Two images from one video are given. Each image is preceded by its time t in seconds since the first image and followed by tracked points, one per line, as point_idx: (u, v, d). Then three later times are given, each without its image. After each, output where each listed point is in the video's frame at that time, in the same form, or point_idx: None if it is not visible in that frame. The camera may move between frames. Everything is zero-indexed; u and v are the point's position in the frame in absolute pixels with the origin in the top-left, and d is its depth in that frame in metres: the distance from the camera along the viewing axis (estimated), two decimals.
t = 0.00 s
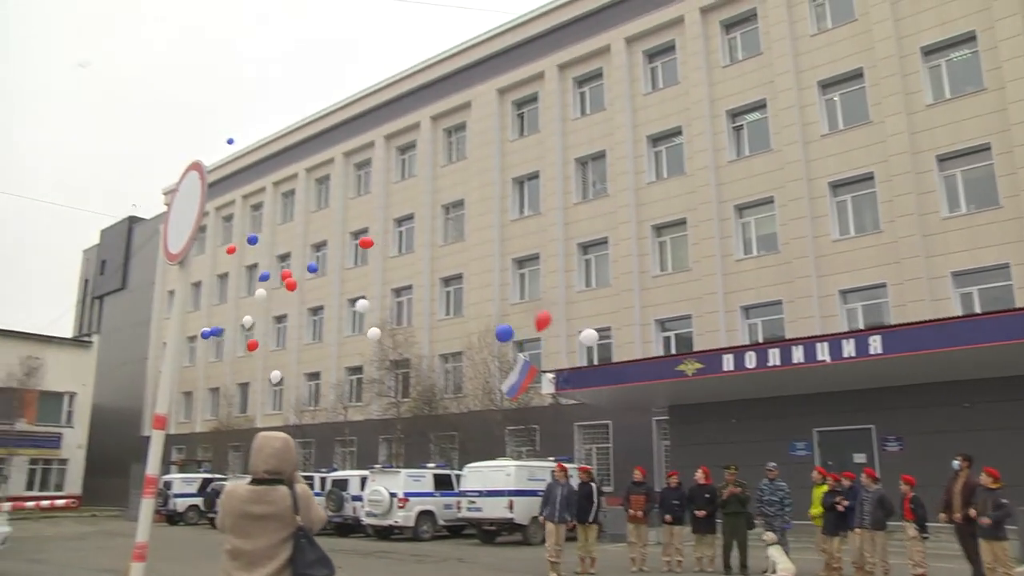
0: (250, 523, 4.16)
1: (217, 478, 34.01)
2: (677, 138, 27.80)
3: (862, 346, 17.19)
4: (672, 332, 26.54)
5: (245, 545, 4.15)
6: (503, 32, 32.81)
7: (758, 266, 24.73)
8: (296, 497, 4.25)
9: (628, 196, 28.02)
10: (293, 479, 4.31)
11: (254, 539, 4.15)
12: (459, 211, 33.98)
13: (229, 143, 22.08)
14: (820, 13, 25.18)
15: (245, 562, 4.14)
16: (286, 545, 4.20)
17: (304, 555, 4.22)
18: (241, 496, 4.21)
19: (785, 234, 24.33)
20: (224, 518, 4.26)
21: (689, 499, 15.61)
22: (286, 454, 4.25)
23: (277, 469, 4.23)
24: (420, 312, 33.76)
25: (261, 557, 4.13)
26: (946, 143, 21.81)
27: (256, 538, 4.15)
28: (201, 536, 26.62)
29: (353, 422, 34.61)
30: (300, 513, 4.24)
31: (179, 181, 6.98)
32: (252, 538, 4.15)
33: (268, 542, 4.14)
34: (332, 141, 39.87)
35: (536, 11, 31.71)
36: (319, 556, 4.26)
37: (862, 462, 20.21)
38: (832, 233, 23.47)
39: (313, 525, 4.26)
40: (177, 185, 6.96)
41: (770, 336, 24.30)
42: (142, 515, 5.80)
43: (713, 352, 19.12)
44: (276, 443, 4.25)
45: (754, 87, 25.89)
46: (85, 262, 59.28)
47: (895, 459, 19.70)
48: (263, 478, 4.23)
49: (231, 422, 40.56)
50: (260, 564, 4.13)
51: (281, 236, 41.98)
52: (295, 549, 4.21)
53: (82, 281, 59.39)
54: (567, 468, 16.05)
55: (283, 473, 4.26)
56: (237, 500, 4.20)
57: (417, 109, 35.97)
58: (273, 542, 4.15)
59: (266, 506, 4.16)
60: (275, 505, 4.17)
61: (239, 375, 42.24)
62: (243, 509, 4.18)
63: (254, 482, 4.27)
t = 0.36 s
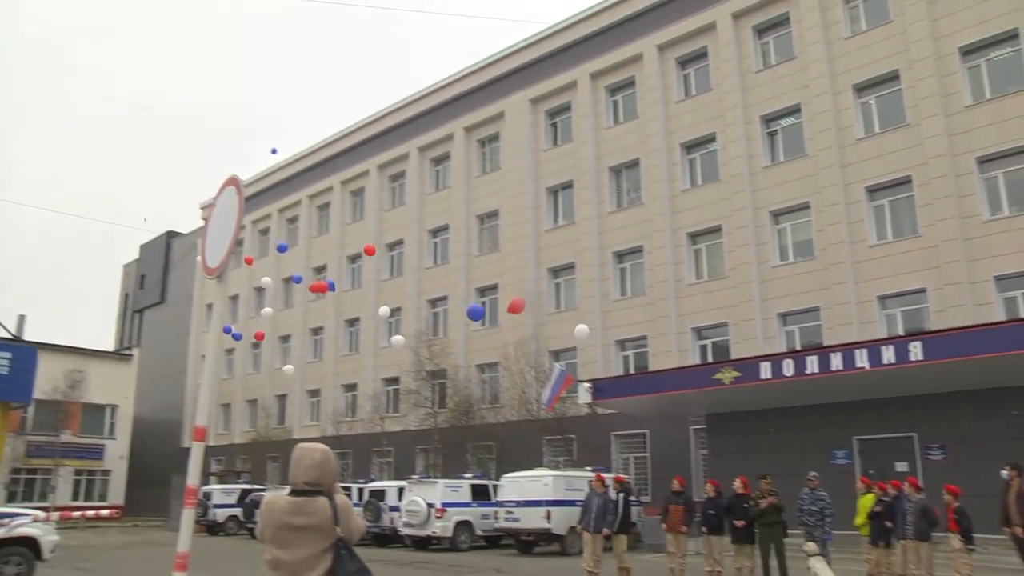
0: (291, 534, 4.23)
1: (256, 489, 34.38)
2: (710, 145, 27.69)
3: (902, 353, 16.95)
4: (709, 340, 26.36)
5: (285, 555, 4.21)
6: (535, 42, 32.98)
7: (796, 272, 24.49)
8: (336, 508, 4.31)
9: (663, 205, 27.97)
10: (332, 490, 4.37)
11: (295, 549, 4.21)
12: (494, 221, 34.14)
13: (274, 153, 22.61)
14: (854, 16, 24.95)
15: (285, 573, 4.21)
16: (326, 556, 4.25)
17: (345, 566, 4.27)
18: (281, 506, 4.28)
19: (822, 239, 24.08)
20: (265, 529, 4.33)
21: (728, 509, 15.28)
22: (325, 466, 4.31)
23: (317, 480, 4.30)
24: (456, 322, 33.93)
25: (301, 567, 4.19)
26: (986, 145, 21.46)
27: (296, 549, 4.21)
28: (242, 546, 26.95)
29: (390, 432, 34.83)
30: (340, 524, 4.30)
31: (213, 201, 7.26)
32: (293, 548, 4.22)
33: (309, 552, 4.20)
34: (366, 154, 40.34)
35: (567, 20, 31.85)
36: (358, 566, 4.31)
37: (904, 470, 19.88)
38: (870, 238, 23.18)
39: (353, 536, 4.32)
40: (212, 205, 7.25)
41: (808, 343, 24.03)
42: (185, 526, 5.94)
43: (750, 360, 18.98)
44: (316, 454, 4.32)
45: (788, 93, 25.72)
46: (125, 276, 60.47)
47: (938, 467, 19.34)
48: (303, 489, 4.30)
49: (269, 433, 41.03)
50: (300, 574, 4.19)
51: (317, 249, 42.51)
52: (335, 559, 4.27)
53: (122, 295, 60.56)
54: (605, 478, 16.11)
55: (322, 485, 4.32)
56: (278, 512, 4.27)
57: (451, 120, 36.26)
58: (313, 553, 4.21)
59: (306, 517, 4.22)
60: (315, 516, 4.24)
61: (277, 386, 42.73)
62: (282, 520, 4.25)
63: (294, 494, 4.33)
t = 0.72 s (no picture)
0: (325, 545, 4.29)
1: (288, 499, 34.67)
2: (739, 151, 27.58)
3: (937, 360, 16.73)
4: (740, 347, 26.19)
5: (319, 565, 4.28)
6: (562, 51, 33.11)
7: (827, 278, 24.28)
8: (370, 519, 4.38)
9: (692, 212, 27.90)
10: (366, 501, 4.44)
11: (330, 560, 4.28)
12: (523, 230, 34.25)
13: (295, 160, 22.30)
14: (883, 19, 24.72)
15: None
16: (360, 567, 4.33)
17: None
18: (316, 517, 4.35)
19: (854, 245, 23.86)
20: (299, 539, 4.40)
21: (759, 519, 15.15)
22: (359, 477, 4.38)
23: (351, 491, 4.36)
24: (486, 332, 34.02)
25: None
26: (1021, 147, 21.14)
27: (331, 559, 4.28)
28: (275, 556, 27.19)
29: (421, 442, 34.99)
30: (374, 535, 4.37)
31: (246, 212, 7.46)
32: (328, 559, 4.28)
33: (344, 562, 4.27)
34: (396, 165, 40.69)
35: (593, 29, 31.96)
36: None
37: (940, 479, 19.59)
38: (902, 243, 22.93)
39: (387, 546, 4.40)
40: (245, 216, 7.44)
41: (841, 350, 23.79)
42: (218, 536, 6.07)
43: (782, 368, 18.81)
44: (349, 465, 4.39)
45: (817, 97, 25.56)
46: (159, 289, 61.41)
47: (976, 476, 19.02)
48: (337, 500, 4.37)
49: (301, 444, 41.40)
50: None
51: (347, 260, 42.92)
52: (369, 569, 4.34)
53: (155, 308, 61.45)
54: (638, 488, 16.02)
55: (356, 496, 4.39)
56: (312, 522, 4.33)
57: (480, 130, 36.48)
58: (347, 563, 4.28)
59: (340, 528, 4.28)
60: (349, 526, 4.30)
61: (308, 397, 43.10)
62: (316, 530, 4.31)
63: (328, 504, 4.39)
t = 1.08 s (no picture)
0: (353, 553, 4.35)
1: (313, 507, 34.89)
2: (762, 156, 27.46)
3: (965, 364, 16.54)
4: (765, 353, 26.02)
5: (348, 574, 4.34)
6: (583, 58, 33.21)
7: (852, 283, 24.09)
8: (398, 527, 4.43)
9: (715, 217, 27.81)
10: (394, 509, 4.51)
11: (359, 569, 4.34)
12: (546, 238, 34.30)
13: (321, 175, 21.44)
14: (907, 19, 24.53)
15: None
16: None
17: None
18: (344, 526, 4.41)
19: (878, 249, 23.66)
20: (328, 547, 4.45)
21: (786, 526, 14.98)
22: (386, 484, 4.45)
23: (379, 499, 4.43)
24: (510, 340, 34.07)
25: None
26: None
27: (359, 568, 4.34)
28: (301, 564, 27.40)
29: (445, 450, 35.11)
30: (403, 542, 4.43)
31: (271, 223, 7.61)
32: (356, 568, 4.34)
33: (372, 570, 4.33)
34: (419, 174, 40.94)
35: (614, 35, 32.03)
36: None
37: (973, 486, 19.41)
38: (928, 247, 22.70)
39: (416, 554, 4.46)
40: (269, 226, 7.56)
41: (867, 355, 23.56)
42: (245, 544, 6.17)
43: (808, 374, 18.68)
44: (377, 473, 4.45)
45: (841, 101, 25.40)
46: (184, 299, 62.09)
47: (1008, 482, 18.80)
48: (364, 508, 4.43)
49: (326, 452, 41.67)
50: None
51: (371, 269, 43.21)
52: None
53: (182, 318, 62.16)
54: (663, 495, 15.98)
55: (385, 504, 4.45)
56: (341, 530, 4.39)
57: (502, 139, 36.63)
58: (376, 571, 4.34)
59: (368, 536, 4.34)
60: (378, 535, 4.35)
61: (333, 406, 43.36)
62: (344, 539, 4.37)
63: (355, 513, 4.45)
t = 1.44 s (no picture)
0: (379, 559, 4.40)
1: (337, 513, 35.07)
2: (784, 158, 27.33)
3: (994, 367, 16.32)
4: (788, 357, 25.83)
5: None
6: (602, 64, 33.26)
7: (876, 286, 23.87)
8: (424, 534, 4.48)
9: (738, 221, 27.70)
10: (418, 516, 4.55)
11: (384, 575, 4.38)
12: (568, 243, 34.31)
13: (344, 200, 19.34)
14: (930, 19, 24.32)
15: None
16: None
17: None
18: (370, 532, 4.46)
19: (903, 251, 23.43)
20: (353, 554, 4.50)
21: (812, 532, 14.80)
22: (411, 491, 4.50)
23: (404, 505, 4.48)
24: (532, 346, 34.09)
25: None
26: None
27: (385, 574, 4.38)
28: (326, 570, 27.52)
29: (469, 456, 35.18)
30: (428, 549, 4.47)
31: (292, 232, 7.70)
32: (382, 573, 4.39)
33: None
34: (440, 181, 41.14)
35: (634, 40, 32.05)
36: None
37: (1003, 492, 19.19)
38: (954, 248, 22.45)
39: (441, 560, 4.51)
40: (291, 235, 7.66)
41: (893, 358, 23.32)
42: (271, 550, 6.24)
43: (832, 378, 18.48)
44: (403, 480, 4.50)
45: (863, 102, 25.21)
46: (208, 307, 62.71)
47: None
48: (390, 514, 4.48)
49: (350, 459, 41.89)
50: None
51: (393, 276, 43.45)
52: None
53: (206, 326, 62.75)
54: (689, 502, 15.90)
55: (410, 510, 4.50)
56: (367, 537, 4.44)
57: (522, 145, 36.73)
58: None
59: (394, 542, 4.39)
60: (403, 541, 4.40)
61: (356, 413, 43.57)
62: (370, 545, 4.42)
63: (381, 519, 4.50)
